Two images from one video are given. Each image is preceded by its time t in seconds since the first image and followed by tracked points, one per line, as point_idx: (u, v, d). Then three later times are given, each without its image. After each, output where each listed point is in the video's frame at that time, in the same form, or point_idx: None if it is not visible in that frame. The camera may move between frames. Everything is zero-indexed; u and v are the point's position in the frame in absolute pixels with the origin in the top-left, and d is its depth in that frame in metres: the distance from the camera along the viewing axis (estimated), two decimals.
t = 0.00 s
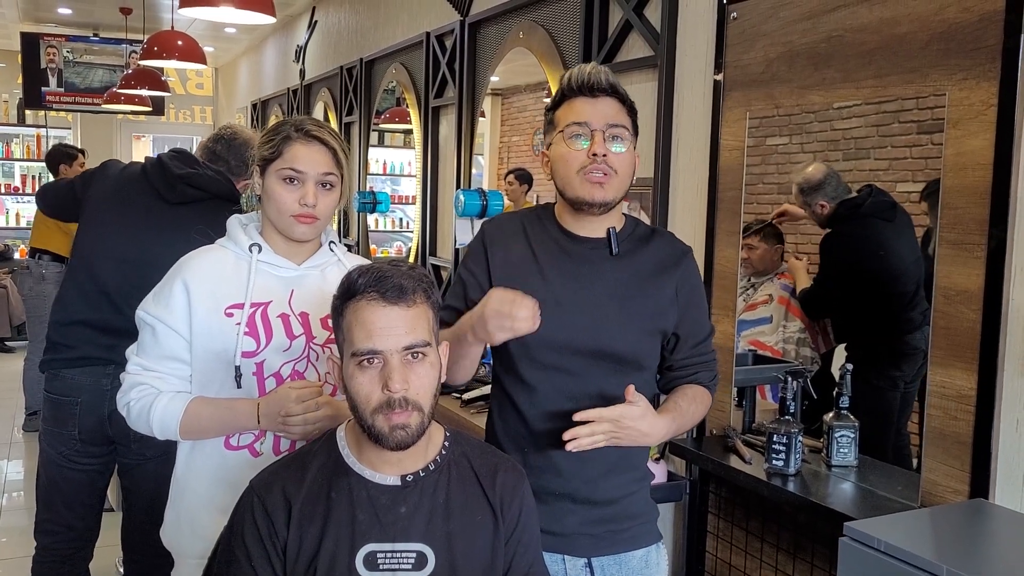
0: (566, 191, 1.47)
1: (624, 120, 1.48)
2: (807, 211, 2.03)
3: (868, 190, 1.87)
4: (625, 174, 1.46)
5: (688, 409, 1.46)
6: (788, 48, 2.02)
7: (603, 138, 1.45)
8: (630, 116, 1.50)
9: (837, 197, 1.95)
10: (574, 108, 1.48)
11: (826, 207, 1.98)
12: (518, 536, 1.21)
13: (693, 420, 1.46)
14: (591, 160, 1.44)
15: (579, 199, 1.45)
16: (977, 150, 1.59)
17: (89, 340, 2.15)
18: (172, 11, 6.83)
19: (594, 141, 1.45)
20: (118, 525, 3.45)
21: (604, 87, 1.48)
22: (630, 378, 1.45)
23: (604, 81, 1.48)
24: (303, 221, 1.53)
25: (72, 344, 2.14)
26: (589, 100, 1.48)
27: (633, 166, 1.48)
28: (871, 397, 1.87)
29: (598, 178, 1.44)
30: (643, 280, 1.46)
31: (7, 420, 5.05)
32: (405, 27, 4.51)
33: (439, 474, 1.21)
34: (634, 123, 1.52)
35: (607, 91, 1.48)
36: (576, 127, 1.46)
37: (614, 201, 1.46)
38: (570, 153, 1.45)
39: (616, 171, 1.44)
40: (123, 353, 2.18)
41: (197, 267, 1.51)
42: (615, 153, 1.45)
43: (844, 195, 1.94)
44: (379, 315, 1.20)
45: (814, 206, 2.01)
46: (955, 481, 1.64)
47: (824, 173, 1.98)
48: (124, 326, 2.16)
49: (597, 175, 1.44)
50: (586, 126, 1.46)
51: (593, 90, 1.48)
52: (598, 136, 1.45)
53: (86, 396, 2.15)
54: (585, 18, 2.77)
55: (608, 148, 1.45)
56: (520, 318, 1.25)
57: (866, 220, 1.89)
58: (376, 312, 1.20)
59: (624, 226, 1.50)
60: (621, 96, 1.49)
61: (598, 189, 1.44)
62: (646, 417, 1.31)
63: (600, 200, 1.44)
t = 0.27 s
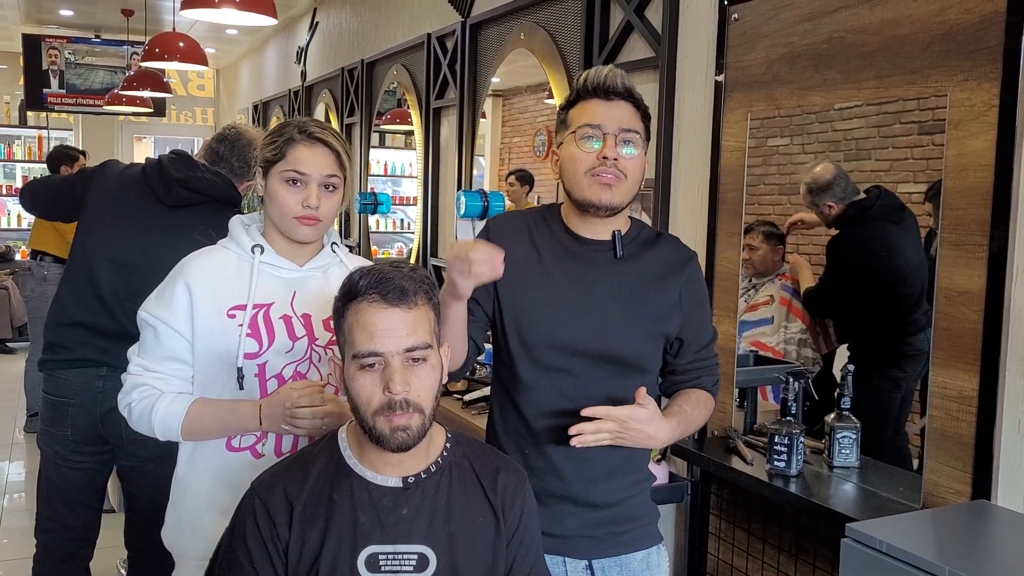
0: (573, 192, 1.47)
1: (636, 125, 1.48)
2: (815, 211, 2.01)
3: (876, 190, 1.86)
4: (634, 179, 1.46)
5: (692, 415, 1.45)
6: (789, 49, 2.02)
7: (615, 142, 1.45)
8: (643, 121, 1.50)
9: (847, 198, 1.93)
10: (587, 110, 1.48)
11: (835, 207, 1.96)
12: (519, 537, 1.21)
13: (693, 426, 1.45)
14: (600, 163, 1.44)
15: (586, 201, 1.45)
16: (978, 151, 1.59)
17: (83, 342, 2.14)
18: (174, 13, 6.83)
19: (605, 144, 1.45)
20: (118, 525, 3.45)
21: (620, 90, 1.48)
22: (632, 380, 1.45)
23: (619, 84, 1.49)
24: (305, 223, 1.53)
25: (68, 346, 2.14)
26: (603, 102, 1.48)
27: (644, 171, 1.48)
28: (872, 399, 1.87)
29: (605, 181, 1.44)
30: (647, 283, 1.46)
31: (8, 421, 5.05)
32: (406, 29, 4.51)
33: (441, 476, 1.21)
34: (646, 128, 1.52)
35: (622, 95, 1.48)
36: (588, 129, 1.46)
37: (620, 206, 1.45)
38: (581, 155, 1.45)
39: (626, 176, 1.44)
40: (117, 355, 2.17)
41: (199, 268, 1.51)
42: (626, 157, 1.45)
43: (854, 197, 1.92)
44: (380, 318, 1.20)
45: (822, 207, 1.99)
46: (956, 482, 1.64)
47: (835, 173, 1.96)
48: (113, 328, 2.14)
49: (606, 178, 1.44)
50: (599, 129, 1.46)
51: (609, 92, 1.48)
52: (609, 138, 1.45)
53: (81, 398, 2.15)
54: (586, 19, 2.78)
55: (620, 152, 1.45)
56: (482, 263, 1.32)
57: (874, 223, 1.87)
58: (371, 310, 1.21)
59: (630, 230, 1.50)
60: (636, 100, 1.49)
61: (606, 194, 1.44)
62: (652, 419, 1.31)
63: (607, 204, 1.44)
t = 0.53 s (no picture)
0: (574, 195, 1.46)
1: (640, 130, 1.47)
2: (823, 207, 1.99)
3: (884, 190, 1.84)
4: (635, 186, 1.45)
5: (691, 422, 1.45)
6: (790, 49, 2.02)
7: (617, 147, 1.44)
8: (646, 125, 1.49)
9: (858, 197, 1.90)
10: (591, 113, 1.46)
11: (844, 206, 1.93)
12: (520, 537, 1.21)
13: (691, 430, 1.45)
14: (602, 168, 1.43)
15: (587, 206, 1.44)
16: (979, 150, 1.59)
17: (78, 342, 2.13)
18: (174, 13, 6.83)
19: (608, 149, 1.44)
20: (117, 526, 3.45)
21: (624, 94, 1.46)
22: (630, 382, 1.45)
23: (624, 88, 1.46)
24: (305, 223, 1.53)
25: (65, 348, 2.13)
26: (606, 106, 1.46)
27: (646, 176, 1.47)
28: (872, 398, 1.87)
29: (606, 189, 1.43)
30: (647, 285, 1.46)
31: (9, 421, 5.05)
32: (407, 29, 4.51)
33: (441, 476, 1.21)
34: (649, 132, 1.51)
35: (626, 99, 1.47)
36: (591, 133, 1.45)
37: (620, 213, 1.45)
38: (583, 160, 1.44)
39: (626, 182, 1.44)
40: (110, 358, 2.16)
41: (198, 268, 1.50)
42: (628, 163, 1.44)
43: (863, 194, 1.89)
44: (380, 318, 1.20)
45: (830, 204, 1.97)
46: (957, 482, 1.64)
47: (844, 171, 1.93)
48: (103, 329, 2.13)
49: (607, 185, 1.43)
50: (602, 133, 1.45)
51: (612, 96, 1.46)
52: (612, 143, 1.44)
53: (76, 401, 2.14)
54: (586, 19, 2.77)
55: (622, 157, 1.44)
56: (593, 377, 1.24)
57: (880, 223, 1.85)
58: (531, 340, 1.27)
59: (632, 233, 1.49)
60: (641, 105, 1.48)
61: (606, 201, 1.44)
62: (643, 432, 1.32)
63: (607, 211, 1.44)
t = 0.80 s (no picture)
0: (575, 200, 1.47)
1: (640, 134, 1.47)
2: (831, 208, 1.97)
3: (892, 193, 1.81)
4: (636, 191, 1.46)
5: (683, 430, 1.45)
6: (790, 51, 2.02)
7: (618, 152, 1.45)
8: (647, 128, 1.49)
9: (864, 198, 1.88)
10: (592, 118, 1.47)
11: (851, 207, 1.92)
12: (520, 540, 1.21)
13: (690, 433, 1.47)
14: (603, 174, 1.44)
15: (588, 210, 1.45)
16: (979, 152, 1.59)
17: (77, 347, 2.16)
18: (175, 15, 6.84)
19: (609, 154, 1.45)
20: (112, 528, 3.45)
21: (624, 98, 1.46)
22: (631, 385, 1.45)
23: (624, 93, 1.46)
24: (304, 227, 1.54)
25: (54, 356, 2.13)
26: (607, 110, 1.46)
27: (647, 180, 1.48)
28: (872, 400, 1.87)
29: (608, 194, 1.44)
30: (649, 289, 1.47)
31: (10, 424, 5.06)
32: (408, 31, 4.52)
33: (442, 479, 1.21)
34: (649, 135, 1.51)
35: (627, 103, 1.47)
36: (592, 138, 1.46)
37: (623, 217, 1.45)
38: (585, 165, 1.45)
39: (627, 188, 1.44)
40: (93, 363, 2.16)
41: (197, 271, 1.51)
42: (628, 168, 1.44)
43: (870, 196, 1.87)
44: (381, 321, 1.20)
45: (839, 204, 1.95)
46: (958, 484, 1.64)
47: (852, 173, 1.91)
48: (85, 334, 2.14)
49: (608, 190, 1.44)
50: (602, 138, 1.45)
51: (612, 101, 1.46)
52: (613, 149, 1.45)
53: (60, 406, 2.13)
54: (587, 21, 2.78)
55: (623, 162, 1.44)
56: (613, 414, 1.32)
57: (884, 223, 1.85)
58: (554, 380, 1.34)
59: (633, 236, 1.50)
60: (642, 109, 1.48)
61: (609, 206, 1.44)
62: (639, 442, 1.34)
63: (609, 215, 1.44)
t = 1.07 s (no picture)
0: (568, 199, 1.46)
1: (632, 131, 1.47)
2: (842, 211, 1.94)
3: (902, 196, 1.78)
4: (629, 188, 1.46)
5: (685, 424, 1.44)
6: (790, 51, 2.01)
7: (610, 150, 1.45)
8: (639, 125, 1.49)
9: (876, 202, 1.85)
10: (582, 116, 1.47)
11: (864, 209, 1.88)
12: (520, 541, 1.21)
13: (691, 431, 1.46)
14: (595, 172, 1.43)
15: (580, 209, 1.44)
16: (980, 152, 1.59)
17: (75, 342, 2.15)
18: (176, 16, 6.84)
19: (601, 152, 1.45)
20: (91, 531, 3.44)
21: (615, 96, 1.46)
22: (631, 384, 1.45)
23: (614, 90, 1.47)
24: (302, 227, 1.54)
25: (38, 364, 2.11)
26: (598, 108, 1.46)
27: (639, 178, 1.48)
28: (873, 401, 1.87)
29: (601, 192, 1.43)
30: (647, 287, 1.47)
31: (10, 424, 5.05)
32: (408, 31, 4.52)
33: (442, 480, 1.21)
34: (642, 133, 1.51)
35: (618, 101, 1.47)
36: (583, 136, 1.45)
37: (617, 214, 1.45)
38: (576, 163, 1.45)
39: (620, 185, 1.44)
40: (56, 371, 2.12)
41: (197, 272, 1.51)
42: (620, 165, 1.44)
43: (882, 200, 1.84)
44: (381, 321, 1.20)
45: (850, 208, 1.92)
46: (958, 485, 1.64)
47: (863, 175, 1.89)
48: (50, 338, 2.11)
49: (600, 188, 1.44)
50: (593, 136, 1.45)
51: (603, 99, 1.46)
52: (605, 146, 1.44)
53: (25, 412, 2.11)
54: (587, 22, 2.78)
55: (614, 160, 1.44)
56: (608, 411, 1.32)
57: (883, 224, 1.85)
58: (552, 380, 1.34)
59: (629, 233, 1.49)
60: (633, 106, 1.48)
61: (602, 204, 1.44)
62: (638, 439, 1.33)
63: (602, 213, 1.44)
